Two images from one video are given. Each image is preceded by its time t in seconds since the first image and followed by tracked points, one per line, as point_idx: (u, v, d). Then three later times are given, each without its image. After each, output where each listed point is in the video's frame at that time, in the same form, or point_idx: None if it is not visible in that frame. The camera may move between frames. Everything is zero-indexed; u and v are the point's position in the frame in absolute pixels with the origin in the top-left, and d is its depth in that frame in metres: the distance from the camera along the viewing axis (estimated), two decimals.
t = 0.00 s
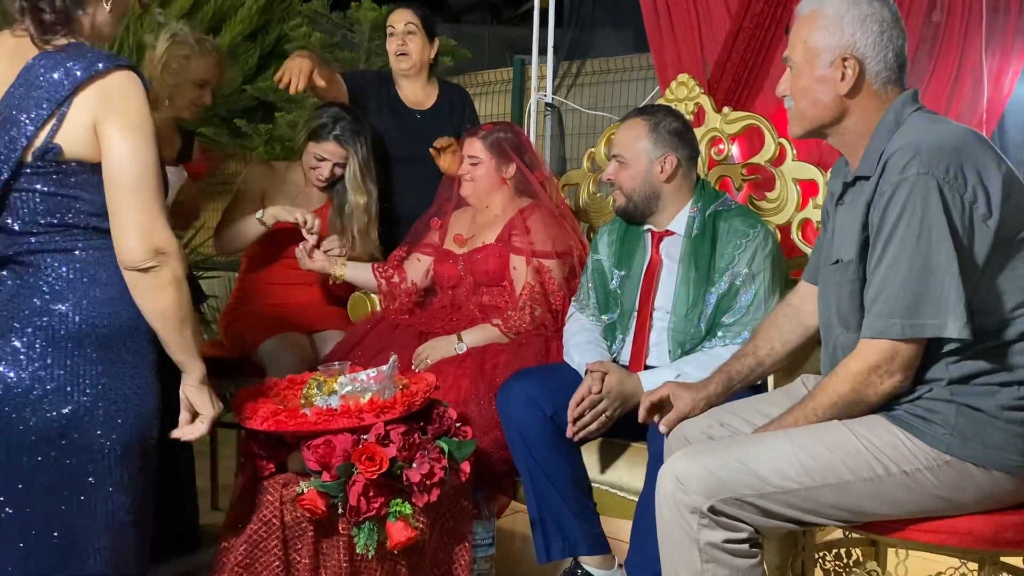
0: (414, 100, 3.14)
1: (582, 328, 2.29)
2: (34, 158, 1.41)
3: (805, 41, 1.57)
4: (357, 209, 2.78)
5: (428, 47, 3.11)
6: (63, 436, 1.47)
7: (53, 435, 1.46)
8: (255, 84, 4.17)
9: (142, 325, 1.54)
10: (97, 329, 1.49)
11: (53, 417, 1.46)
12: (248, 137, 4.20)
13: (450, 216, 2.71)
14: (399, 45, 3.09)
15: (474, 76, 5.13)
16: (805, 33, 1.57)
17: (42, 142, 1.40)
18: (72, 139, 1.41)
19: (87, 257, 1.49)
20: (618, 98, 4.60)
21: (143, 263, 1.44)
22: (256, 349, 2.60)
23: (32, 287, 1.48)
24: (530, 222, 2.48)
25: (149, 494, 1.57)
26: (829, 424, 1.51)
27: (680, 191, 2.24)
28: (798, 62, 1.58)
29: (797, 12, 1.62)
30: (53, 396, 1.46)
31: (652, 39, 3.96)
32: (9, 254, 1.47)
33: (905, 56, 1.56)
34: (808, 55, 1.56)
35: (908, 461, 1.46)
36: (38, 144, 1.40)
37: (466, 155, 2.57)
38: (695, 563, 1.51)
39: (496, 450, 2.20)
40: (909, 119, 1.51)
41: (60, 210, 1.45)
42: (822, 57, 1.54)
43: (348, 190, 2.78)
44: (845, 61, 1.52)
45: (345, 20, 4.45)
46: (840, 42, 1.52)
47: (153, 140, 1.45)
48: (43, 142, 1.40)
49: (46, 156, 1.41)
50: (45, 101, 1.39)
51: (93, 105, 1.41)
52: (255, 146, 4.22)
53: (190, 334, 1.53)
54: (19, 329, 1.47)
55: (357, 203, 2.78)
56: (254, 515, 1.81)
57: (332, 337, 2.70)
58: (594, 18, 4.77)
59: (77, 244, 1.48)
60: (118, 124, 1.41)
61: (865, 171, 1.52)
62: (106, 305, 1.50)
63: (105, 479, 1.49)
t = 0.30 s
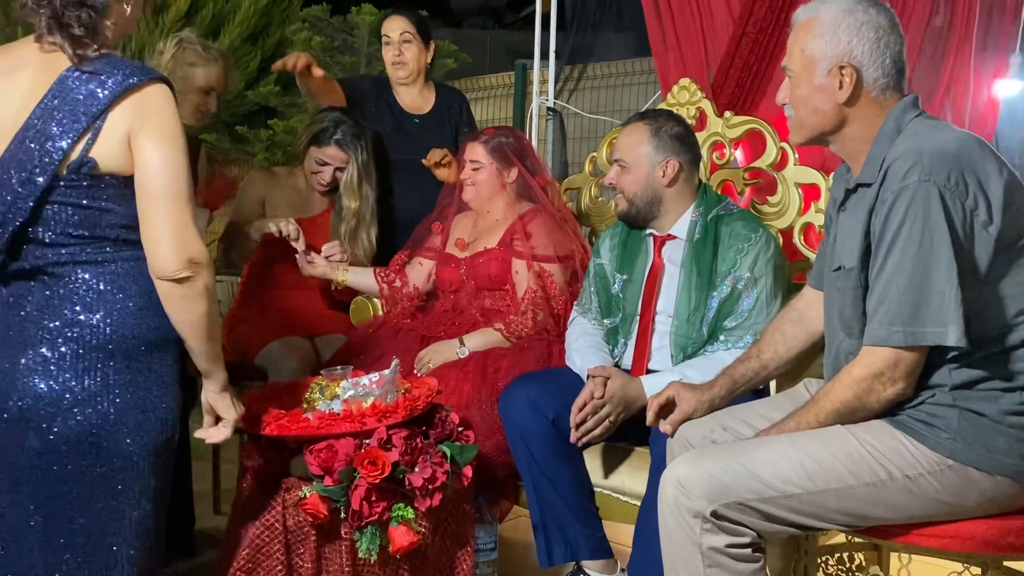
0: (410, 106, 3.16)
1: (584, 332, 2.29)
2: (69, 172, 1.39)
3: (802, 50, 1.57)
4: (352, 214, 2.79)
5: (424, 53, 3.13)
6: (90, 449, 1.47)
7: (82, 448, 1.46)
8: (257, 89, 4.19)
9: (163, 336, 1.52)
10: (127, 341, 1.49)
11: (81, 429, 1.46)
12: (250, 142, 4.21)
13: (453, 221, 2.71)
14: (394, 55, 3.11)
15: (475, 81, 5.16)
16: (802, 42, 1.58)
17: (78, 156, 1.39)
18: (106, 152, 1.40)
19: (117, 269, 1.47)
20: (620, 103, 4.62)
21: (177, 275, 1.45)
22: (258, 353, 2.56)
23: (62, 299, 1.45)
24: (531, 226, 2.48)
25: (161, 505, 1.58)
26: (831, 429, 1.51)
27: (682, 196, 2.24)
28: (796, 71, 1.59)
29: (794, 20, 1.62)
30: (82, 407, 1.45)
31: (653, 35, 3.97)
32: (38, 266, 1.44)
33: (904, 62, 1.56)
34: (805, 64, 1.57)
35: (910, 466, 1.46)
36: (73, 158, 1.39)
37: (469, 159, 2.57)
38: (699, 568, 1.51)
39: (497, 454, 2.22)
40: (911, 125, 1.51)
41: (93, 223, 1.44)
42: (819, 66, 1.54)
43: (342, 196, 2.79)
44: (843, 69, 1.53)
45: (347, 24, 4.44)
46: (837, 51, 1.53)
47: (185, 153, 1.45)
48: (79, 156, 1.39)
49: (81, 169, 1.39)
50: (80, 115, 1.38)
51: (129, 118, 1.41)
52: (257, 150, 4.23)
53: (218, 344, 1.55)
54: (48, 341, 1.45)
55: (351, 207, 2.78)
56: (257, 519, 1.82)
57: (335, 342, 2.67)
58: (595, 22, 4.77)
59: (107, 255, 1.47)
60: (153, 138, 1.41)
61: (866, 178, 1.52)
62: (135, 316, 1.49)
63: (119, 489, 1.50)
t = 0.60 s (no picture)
0: (411, 109, 3.15)
1: (586, 335, 2.29)
2: (85, 178, 1.40)
3: (798, 56, 1.57)
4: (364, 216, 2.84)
5: (424, 59, 3.12)
6: (101, 455, 1.46)
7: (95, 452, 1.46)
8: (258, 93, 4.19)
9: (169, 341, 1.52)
10: (138, 347, 1.48)
11: (91, 436, 1.45)
12: (252, 145, 4.21)
13: (454, 224, 2.71)
14: (394, 63, 3.10)
15: (476, 84, 5.17)
16: (798, 49, 1.58)
17: (92, 164, 1.40)
18: (126, 161, 1.41)
19: (130, 276, 1.48)
20: (622, 106, 4.60)
21: (212, 276, 1.50)
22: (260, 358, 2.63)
23: (73, 306, 1.45)
24: (533, 230, 2.48)
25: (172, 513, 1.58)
26: (832, 433, 1.51)
27: (683, 200, 2.24)
28: (793, 78, 1.59)
29: (790, 26, 1.63)
30: (94, 415, 1.45)
31: (654, 38, 3.99)
32: (49, 272, 1.43)
33: (900, 67, 1.56)
34: (802, 71, 1.57)
35: (912, 470, 1.46)
36: (88, 166, 1.40)
37: (470, 163, 2.58)
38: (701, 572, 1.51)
39: (501, 458, 2.21)
40: (909, 130, 1.52)
41: (105, 231, 1.44)
42: (816, 72, 1.55)
43: (353, 199, 2.83)
44: (839, 76, 1.53)
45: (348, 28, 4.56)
46: (833, 57, 1.53)
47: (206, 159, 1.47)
48: (93, 165, 1.40)
49: (95, 177, 1.40)
50: (97, 123, 1.38)
51: (150, 129, 1.42)
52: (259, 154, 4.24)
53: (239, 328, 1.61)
54: (59, 348, 1.44)
55: (364, 209, 2.83)
56: (259, 524, 1.80)
57: (338, 347, 2.67)
58: (596, 25, 4.77)
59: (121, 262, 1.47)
60: (175, 148, 1.42)
61: (866, 183, 1.52)
62: (145, 324, 1.49)
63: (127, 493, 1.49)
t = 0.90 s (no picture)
0: (409, 109, 3.14)
1: (587, 337, 2.29)
2: (81, 175, 1.39)
3: (799, 58, 1.57)
4: (370, 215, 2.83)
5: (426, 59, 3.12)
6: (89, 460, 1.45)
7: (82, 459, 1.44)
8: (259, 95, 4.20)
9: (165, 342, 1.52)
10: (130, 351, 1.47)
11: (80, 440, 1.44)
12: (253, 148, 4.22)
13: (455, 226, 2.71)
14: (398, 62, 3.09)
15: (476, 86, 5.18)
16: (799, 50, 1.58)
17: (90, 161, 1.39)
18: (124, 161, 1.41)
19: (123, 279, 1.46)
20: (622, 108, 4.62)
21: (204, 283, 1.49)
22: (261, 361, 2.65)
23: (65, 306, 1.43)
24: (535, 231, 2.48)
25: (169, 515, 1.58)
26: (835, 435, 1.51)
27: (686, 201, 2.25)
28: (794, 79, 1.58)
29: (791, 28, 1.63)
30: (84, 418, 1.44)
31: (654, 40, 3.99)
32: (41, 270, 1.42)
33: (901, 68, 1.56)
34: (803, 72, 1.57)
35: (916, 471, 1.46)
36: (85, 163, 1.39)
37: (471, 165, 2.58)
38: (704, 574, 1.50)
39: (502, 460, 2.22)
40: (910, 131, 1.51)
41: (99, 230, 1.43)
42: (817, 74, 1.55)
43: (359, 198, 2.83)
44: (840, 78, 1.53)
45: (350, 30, 4.55)
46: (834, 59, 1.53)
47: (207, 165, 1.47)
48: (91, 162, 1.39)
49: (92, 174, 1.39)
50: (98, 120, 1.38)
51: (152, 129, 1.41)
52: (260, 156, 4.24)
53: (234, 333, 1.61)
54: (50, 349, 1.43)
55: (369, 209, 2.83)
56: (261, 526, 1.81)
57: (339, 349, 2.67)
58: (597, 27, 4.78)
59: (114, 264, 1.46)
60: (176, 151, 1.42)
61: (867, 185, 1.52)
62: (136, 327, 1.48)
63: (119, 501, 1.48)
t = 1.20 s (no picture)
0: (412, 109, 3.14)
1: (586, 336, 2.29)
2: (84, 167, 1.40)
3: (798, 55, 1.57)
4: (364, 217, 2.81)
5: (424, 64, 3.12)
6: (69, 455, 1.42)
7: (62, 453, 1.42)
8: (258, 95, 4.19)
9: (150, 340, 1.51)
10: (114, 348, 1.46)
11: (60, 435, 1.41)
12: (253, 148, 4.21)
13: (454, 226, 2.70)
14: (396, 71, 3.09)
15: (476, 86, 5.17)
16: (797, 48, 1.57)
17: (95, 154, 1.40)
18: (129, 160, 1.42)
19: (111, 274, 1.46)
20: (622, 107, 4.62)
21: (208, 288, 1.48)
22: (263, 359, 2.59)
23: (52, 297, 1.43)
24: (535, 230, 2.47)
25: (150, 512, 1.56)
26: (835, 433, 1.50)
27: (685, 200, 2.24)
28: (792, 78, 1.58)
29: (789, 26, 1.62)
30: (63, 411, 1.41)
31: (653, 40, 3.98)
32: (31, 257, 1.43)
33: (900, 65, 1.56)
34: (802, 70, 1.56)
35: (917, 470, 1.45)
36: (90, 155, 1.40)
37: (470, 164, 2.58)
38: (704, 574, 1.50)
39: (502, 459, 2.21)
40: (910, 128, 1.51)
41: (95, 223, 1.43)
42: (816, 71, 1.54)
43: (353, 199, 2.82)
44: (839, 75, 1.52)
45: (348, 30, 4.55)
46: (833, 56, 1.52)
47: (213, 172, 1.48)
48: (96, 155, 1.40)
49: (95, 167, 1.40)
50: (109, 115, 1.40)
51: (162, 133, 1.43)
52: (259, 157, 4.24)
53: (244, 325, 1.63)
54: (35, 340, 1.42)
55: (363, 210, 2.81)
56: (259, 527, 1.80)
57: (339, 348, 2.70)
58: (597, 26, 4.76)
59: (108, 260, 1.46)
60: (183, 156, 1.43)
61: (867, 182, 1.51)
62: (123, 323, 1.47)
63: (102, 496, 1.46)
